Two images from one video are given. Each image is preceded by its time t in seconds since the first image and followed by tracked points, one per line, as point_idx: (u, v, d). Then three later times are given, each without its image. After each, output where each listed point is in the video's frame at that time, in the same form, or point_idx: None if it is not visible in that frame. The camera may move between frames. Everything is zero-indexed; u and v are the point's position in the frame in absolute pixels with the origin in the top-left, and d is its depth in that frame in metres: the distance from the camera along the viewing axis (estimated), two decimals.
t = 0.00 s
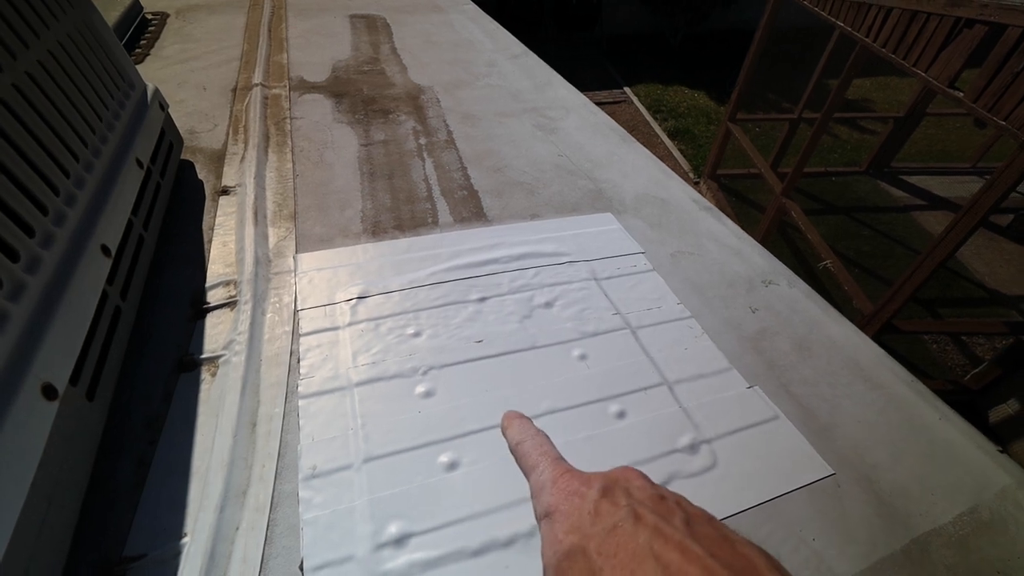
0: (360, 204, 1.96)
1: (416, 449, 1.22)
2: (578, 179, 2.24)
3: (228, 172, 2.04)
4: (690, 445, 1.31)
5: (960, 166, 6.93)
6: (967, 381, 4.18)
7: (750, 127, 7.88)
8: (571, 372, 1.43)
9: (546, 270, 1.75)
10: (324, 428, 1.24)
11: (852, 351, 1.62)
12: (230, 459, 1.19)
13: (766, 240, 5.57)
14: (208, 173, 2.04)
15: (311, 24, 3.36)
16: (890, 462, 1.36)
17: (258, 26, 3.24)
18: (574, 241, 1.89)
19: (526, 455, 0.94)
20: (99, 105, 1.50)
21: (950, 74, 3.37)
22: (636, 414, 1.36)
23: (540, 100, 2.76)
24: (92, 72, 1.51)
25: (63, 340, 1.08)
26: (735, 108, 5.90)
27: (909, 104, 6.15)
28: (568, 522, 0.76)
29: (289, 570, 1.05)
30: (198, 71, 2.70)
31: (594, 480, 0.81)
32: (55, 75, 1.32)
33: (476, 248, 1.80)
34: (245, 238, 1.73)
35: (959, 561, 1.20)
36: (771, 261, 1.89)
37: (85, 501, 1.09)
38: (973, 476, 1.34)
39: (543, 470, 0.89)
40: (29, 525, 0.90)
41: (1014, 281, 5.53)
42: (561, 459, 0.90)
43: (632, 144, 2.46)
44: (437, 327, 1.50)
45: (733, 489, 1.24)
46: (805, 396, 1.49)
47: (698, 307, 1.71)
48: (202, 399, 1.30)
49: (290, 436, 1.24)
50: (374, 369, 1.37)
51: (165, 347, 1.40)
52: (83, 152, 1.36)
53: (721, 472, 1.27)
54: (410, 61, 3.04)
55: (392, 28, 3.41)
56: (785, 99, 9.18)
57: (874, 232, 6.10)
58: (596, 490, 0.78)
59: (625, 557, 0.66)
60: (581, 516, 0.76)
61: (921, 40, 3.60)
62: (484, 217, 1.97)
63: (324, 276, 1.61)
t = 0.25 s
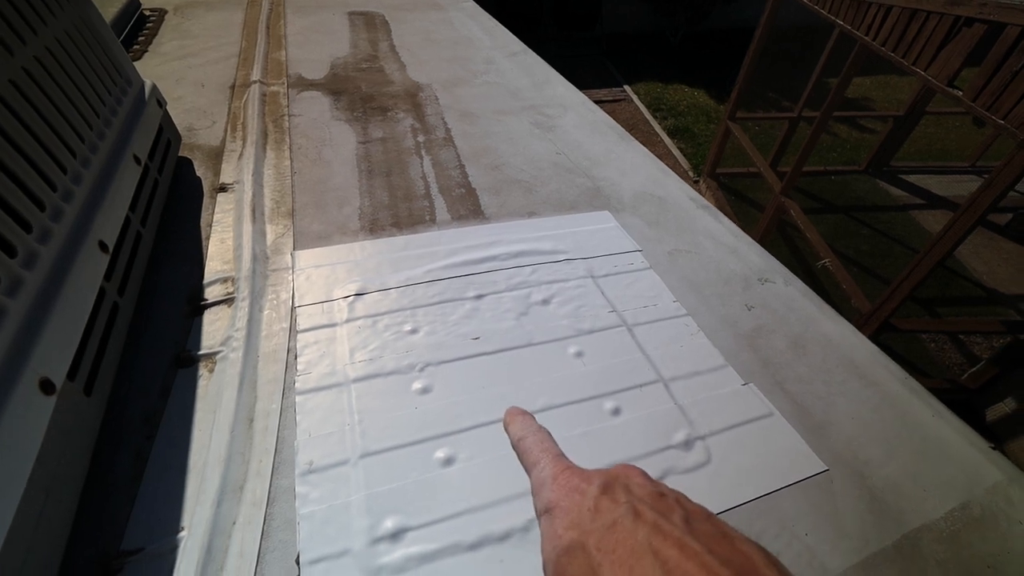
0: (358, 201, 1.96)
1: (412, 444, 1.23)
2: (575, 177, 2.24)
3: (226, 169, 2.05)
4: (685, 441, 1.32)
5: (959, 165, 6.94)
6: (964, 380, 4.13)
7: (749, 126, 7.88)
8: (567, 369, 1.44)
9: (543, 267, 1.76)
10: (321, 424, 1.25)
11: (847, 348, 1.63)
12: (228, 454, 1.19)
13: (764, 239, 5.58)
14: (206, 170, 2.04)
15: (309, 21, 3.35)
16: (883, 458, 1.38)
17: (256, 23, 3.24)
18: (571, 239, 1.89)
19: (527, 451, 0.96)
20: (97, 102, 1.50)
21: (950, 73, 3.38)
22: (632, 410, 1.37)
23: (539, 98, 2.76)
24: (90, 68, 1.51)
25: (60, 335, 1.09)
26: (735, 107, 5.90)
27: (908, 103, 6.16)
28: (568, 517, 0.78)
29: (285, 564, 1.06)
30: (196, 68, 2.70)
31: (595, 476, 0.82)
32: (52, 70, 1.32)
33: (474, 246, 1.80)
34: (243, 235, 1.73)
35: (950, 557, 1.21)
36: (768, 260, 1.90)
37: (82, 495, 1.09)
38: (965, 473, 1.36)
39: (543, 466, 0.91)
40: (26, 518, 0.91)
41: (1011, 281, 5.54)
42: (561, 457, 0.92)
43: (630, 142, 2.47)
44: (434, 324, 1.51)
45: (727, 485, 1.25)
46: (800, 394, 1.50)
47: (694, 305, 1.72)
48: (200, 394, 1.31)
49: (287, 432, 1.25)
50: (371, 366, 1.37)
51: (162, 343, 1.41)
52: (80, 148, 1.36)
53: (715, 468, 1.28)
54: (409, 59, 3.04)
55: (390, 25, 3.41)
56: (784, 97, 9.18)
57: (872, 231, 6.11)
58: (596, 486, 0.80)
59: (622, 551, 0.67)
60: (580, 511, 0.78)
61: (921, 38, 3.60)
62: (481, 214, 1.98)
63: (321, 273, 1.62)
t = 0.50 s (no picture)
0: (360, 205, 1.97)
1: (414, 447, 1.23)
2: (576, 180, 2.25)
3: (229, 173, 2.06)
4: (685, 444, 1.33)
5: (960, 167, 6.94)
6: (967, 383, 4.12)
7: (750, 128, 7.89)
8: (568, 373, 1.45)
9: (544, 271, 1.76)
10: (322, 427, 1.25)
11: (847, 352, 1.63)
12: (230, 457, 1.20)
13: (765, 242, 5.58)
14: (208, 174, 2.05)
15: (311, 25, 3.37)
16: (884, 462, 1.38)
17: (258, 27, 3.26)
18: (572, 242, 1.90)
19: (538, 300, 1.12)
20: (101, 106, 1.51)
21: (951, 76, 3.38)
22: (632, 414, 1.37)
23: (540, 101, 2.77)
24: (94, 73, 1.52)
25: (64, 339, 1.09)
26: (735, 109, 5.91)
27: (909, 106, 6.16)
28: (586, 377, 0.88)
29: (286, 567, 1.07)
30: (199, 72, 2.72)
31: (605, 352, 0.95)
32: (57, 76, 1.34)
33: (475, 249, 1.81)
34: (245, 239, 1.74)
35: (950, 560, 1.21)
36: (768, 263, 1.90)
37: (85, 498, 1.10)
38: (965, 476, 1.36)
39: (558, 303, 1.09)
40: (30, 521, 0.91)
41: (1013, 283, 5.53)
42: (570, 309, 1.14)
43: (630, 145, 2.48)
44: (435, 327, 1.51)
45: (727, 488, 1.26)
46: (801, 397, 1.50)
47: (695, 308, 1.72)
48: (202, 398, 1.31)
49: (288, 435, 1.26)
50: (372, 369, 1.38)
51: (165, 346, 1.41)
52: (84, 152, 1.38)
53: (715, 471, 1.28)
54: (410, 62, 3.05)
55: (392, 29, 3.43)
56: (785, 100, 9.19)
57: (874, 233, 6.11)
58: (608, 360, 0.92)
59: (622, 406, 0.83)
60: (595, 382, 0.86)
61: (921, 41, 3.61)
62: (482, 218, 1.98)
63: (323, 277, 1.63)
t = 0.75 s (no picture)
0: (361, 208, 1.97)
1: (414, 454, 1.23)
2: (577, 184, 2.25)
3: (230, 176, 2.06)
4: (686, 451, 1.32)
5: (962, 170, 6.93)
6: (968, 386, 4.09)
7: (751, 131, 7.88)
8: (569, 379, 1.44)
9: (545, 275, 1.76)
10: (322, 433, 1.25)
11: (849, 357, 1.63)
12: (230, 463, 1.20)
13: (766, 245, 5.57)
14: (210, 177, 2.06)
15: (313, 28, 3.38)
16: (886, 469, 1.37)
17: (260, 30, 3.26)
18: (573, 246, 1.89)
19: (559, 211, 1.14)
20: (103, 111, 1.52)
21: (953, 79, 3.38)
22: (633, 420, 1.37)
23: (541, 105, 2.77)
24: (96, 78, 1.52)
25: (65, 345, 1.09)
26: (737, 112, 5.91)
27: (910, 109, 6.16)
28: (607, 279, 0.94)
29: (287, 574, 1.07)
30: (201, 76, 2.72)
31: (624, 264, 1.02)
32: (59, 80, 1.34)
33: (475, 253, 1.80)
34: (247, 243, 1.74)
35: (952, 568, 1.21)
36: (770, 267, 1.90)
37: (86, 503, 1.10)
38: (968, 483, 1.35)
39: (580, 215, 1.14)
40: (31, 527, 0.91)
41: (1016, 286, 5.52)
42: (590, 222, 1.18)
43: (632, 149, 2.47)
44: (436, 332, 1.51)
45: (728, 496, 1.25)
46: (802, 404, 1.49)
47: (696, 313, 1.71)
48: (202, 403, 1.31)
49: (288, 441, 1.25)
50: (373, 374, 1.38)
51: (166, 351, 1.42)
52: (86, 157, 1.38)
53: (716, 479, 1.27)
54: (412, 65, 3.05)
55: (393, 32, 3.43)
56: (787, 102, 9.19)
57: (876, 236, 6.09)
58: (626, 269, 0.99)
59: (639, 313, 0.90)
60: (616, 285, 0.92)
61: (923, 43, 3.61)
62: (483, 222, 1.98)
63: (324, 281, 1.62)
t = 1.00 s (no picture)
0: (361, 205, 1.96)
1: (413, 450, 1.22)
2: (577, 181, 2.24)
3: (230, 172, 2.06)
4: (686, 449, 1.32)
5: (963, 169, 6.91)
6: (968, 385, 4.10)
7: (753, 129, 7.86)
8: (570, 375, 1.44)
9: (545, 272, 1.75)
10: (321, 429, 1.24)
11: (851, 355, 1.62)
12: (229, 459, 1.20)
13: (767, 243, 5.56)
14: (210, 173, 2.05)
15: (313, 24, 3.37)
16: (887, 466, 1.37)
17: (260, 26, 3.25)
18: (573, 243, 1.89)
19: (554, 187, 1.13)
20: (101, 106, 1.51)
21: (955, 78, 3.36)
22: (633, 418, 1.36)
23: (542, 101, 2.76)
24: (95, 73, 1.52)
25: (63, 341, 1.09)
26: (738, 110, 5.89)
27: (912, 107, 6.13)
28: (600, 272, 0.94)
29: (286, 570, 1.06)
30: (201, 72, 2.72)
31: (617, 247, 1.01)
32: (58, 76, 1.33)
33: (475, 250, 1.80)
34: (246, 239, 1.74)
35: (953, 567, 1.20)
36: (772, 265, 1.89)
37: (84, 499, 1.10)
38: (969, 481, 1.34)
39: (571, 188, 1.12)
40: (29, 522, 0.91)
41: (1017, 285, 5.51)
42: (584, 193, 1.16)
43: (633, 146, 2.46)
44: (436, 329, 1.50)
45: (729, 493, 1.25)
46: (804, 401, 1.49)
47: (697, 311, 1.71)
48: (201, 400, 1.31)
49: (287, 438, 1.25)
50: (372, 370, 1.37)
51: (165, 347, 1.41)
52: (84, 153, 1.37)
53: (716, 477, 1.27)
54: (412, 62, 3.04)
55: (394, 29, 3.42)
56: (788, 101, 9.16)
57: (877, 235, 6.08)
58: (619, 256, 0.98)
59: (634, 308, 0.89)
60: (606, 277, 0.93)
61: (925, 42, 3.59)
62: (483, 218, 1.98)
63: (324, 277, 1.61)
